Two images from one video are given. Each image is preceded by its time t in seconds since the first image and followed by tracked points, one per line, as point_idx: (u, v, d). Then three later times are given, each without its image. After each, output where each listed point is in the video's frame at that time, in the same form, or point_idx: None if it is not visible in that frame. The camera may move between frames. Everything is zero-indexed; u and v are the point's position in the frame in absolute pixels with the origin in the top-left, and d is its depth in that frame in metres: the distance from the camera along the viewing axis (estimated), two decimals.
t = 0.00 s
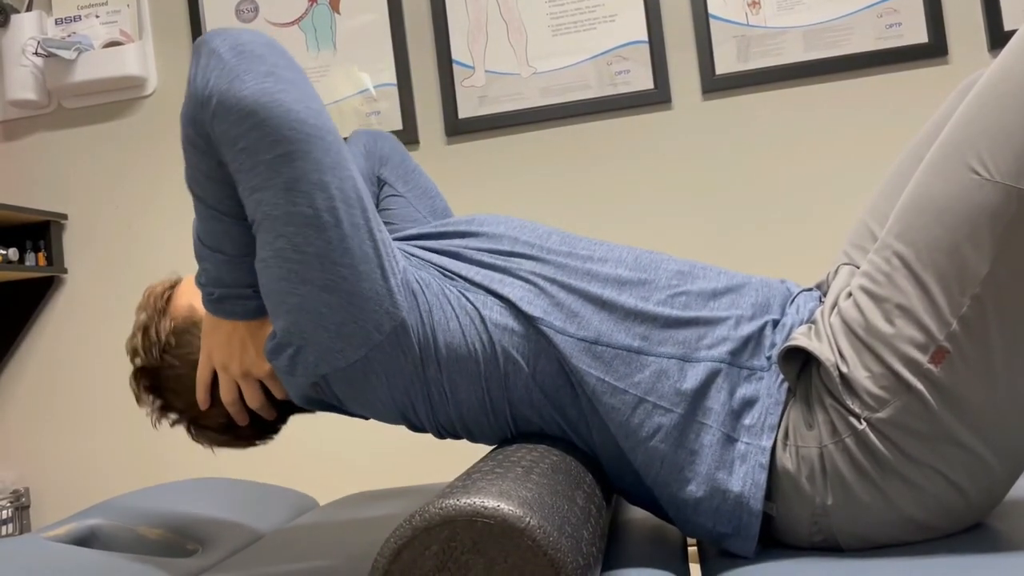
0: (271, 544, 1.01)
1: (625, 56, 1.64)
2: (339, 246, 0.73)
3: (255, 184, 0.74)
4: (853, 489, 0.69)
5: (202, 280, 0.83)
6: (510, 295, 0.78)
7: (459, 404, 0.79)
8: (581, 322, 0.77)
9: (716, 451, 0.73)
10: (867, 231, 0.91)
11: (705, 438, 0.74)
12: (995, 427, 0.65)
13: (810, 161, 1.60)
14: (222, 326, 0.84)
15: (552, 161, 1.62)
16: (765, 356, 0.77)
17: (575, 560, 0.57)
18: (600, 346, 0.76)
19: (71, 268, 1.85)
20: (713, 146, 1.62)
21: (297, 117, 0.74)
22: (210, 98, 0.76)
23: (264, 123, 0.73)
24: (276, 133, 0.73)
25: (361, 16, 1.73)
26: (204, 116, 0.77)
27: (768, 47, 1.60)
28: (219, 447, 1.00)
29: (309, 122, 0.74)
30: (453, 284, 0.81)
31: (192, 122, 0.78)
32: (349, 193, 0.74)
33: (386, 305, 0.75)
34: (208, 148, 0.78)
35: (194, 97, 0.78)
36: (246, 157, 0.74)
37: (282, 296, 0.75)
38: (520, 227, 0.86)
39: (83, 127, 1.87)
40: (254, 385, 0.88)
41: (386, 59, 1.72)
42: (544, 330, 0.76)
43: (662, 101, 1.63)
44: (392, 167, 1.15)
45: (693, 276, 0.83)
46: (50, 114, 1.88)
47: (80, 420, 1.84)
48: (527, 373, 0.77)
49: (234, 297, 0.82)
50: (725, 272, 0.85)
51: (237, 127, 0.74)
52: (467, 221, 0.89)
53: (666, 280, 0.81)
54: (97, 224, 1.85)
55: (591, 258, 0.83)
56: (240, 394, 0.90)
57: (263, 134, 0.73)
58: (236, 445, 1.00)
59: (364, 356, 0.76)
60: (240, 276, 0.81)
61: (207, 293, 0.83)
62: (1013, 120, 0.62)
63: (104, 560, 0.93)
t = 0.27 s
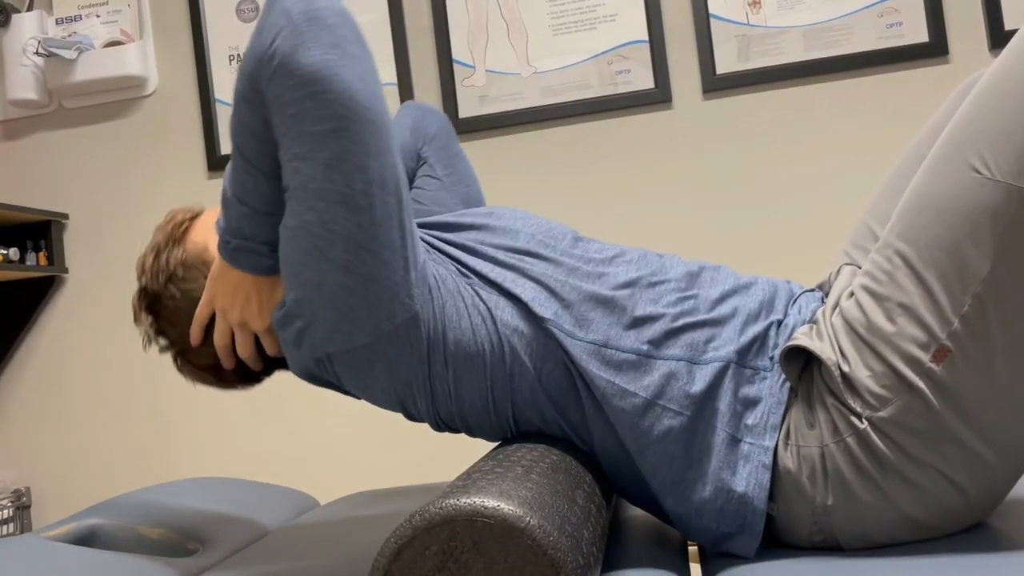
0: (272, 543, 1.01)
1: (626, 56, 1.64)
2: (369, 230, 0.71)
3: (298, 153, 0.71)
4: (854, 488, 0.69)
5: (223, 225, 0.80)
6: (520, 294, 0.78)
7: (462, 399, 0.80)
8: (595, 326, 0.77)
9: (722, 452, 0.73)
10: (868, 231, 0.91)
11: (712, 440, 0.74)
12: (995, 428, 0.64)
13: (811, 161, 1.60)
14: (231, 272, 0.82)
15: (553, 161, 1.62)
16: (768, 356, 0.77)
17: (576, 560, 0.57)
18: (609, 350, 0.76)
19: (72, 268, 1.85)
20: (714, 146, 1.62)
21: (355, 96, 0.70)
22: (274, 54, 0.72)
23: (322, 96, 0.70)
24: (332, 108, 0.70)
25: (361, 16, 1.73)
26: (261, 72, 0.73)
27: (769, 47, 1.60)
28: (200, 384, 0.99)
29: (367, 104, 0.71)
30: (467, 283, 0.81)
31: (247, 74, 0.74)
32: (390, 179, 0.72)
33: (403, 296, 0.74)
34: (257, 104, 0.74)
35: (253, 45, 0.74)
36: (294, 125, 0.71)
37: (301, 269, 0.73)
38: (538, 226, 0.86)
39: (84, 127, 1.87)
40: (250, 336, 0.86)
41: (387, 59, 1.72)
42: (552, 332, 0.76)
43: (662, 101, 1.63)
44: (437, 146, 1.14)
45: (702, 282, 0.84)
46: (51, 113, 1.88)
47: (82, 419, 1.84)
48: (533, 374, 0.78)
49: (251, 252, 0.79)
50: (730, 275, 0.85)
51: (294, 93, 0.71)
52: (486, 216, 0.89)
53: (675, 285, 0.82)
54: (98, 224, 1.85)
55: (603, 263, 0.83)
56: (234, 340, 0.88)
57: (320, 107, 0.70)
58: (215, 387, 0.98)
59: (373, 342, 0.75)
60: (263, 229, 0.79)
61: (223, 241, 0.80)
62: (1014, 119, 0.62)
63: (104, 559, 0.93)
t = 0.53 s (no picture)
0: (272, 543, 1.01)
1: (627, 55, 1.64)
2: (409, 223, 0.69)
3: (357, 130, 0.68)
4: (855, 488, 0.68)
5: (259, 164, 0.78)
6: (533, 293, 0.78)
7: (467, 395, 0.80)
8: (611, 328, 0.77)
9: (730, 456, 0.73)
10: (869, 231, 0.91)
11: (719, 444, 0.74)
12: (996, 428, 0.64)
13: (812, 160, 1.59)
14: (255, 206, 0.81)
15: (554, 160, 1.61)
16: (772, 357, 0.77)
17: (575, 559, 0.57)
18: (619, 355, 0.75)
19: (73, 267, 1.85)
20: (715, 145, 1.62)
21: (429, 91, 0.67)
22: (361, 24, 0.68)
23: (396, 84, 0.67)
24: (404, 99, 0.67)
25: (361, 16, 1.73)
26: (337, 38, 0.69)
27: (769, 46, 1.60)
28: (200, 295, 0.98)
29: (438, 102, 0.68)
30: (485, 283, 0.81)
31: (324, 34, 0.70)
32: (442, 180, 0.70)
33: (425, 291, 0.73)
34: (325, 68, 0.70)
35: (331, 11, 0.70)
36: (359, 103, 0.68)
37: (324, 246, 0.71)
38: (561, 227, 0.86)
39: (84, 126, 1.87)
40: (256, 270, 0.85)
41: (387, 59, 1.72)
42: (563, 336, 0.75)
43: (663, 100, 1.63)
44: (497, 134, 1.16)
45: (712, 286, 0.84)
46: (51, 113, 1.88)
47: (83, 418, 1.84)
48: (540, 375, 0.78)
49: (280, 197, 0.77)
50: (738, 276, 0.85)
51: (370, 72, 0.68)
52: (512, 210, 0.88)
53: (684, 288, 0.82)
54: (99, 223, 1.85)
55: (622, 268, 0.83)
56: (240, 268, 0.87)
57: (392, 94, 0.67)
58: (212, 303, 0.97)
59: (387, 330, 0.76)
60: (294, 180, 0.76)
61: (254, 180, 0.78)
62: (1016, 117, 0.62)
63: (105, 559, 0.93)
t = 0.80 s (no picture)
0: (273, 543, 1.01)
1: (627, 55, 1.64)
2: (444, 227, 0.70)
3: (416, 121, 0.68)
4: (856, 489, 0.68)
5: (305, 119, 0.77)
6: (555, 302, 0.77)
7: (472, 394, 0.79)
8: (625, 333, 0.76)
9: (736, 458, 0.73)
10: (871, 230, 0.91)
11: (726, 447, 0.73)
12: (998, 428, 0.64)
13: (813, 160, 1.59)
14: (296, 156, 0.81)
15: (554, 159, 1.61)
16: (775, 358, 0.76)
17: (576, 559, 0.57)
18: (628, 361, 0.75)
19: (73, 267, 1.85)
20: (716, 145, 1.62)
21: (494, 98, 0.68)
22: (445, 16, 0.68)
23: (465, 85, 0.68)
24: (468, 102, 0.68)
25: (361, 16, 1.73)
26: (417, 27, 0.69)
27: (770, 46, 1.59)
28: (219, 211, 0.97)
29: (502, 112, 0.69)
30: (504, 285, 0.79)
31: (403, 19, 0.71)
32: (487, 188, 0.70)
33: (444, 291, 0.73)
34: (398, 51, 0.71)
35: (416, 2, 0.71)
36: (424, 96, 0.68)
37: (353, 229, 0.70)
38: (586, 226, 0.84)
39: (85, 126, 1.87)
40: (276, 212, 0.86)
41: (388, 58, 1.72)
42: (575, 342, 0.75)
43: (664, 100, 1.63)
44: (553, 131, 1.16)
45: (720, 287, 0.83)
46: (52, 113, 1.88)
47: (84, 418, 1.85)
48: (549, 377, 0.77)
49: (318, 155, 0.77)
50: (743, 277, 0.85)
51: (441, 68, 0.68)
52: (538, 206, 0.86)
53: (694, 290, 0.80)
54: (100, 223, 1.85)
55: (641, 273, 0.81)
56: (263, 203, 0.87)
57: (460, 94, 0.68)
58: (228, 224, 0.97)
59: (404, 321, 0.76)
60: (338, 142, 0.76)
61: (298, 133, 0.78)
62: (1017, 117, 0.62)
63: (106, 559, 0.93)
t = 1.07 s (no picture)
0: (273, 543, 1.01)
1: (627, 55, 1.64)
2: (470, 239, 0.71)
3: (462, 128, 0.70)
4: (857, 490, 0.68)
5: (355, 87, 0.80)
6: (573, 313, 0.75)
7: (476, 395, 0.79)
8: (636, 337, 0.75)
9: (738, 461, 0.73)
10: (872, 231, 0.91)
11: (729, 450, 0.73)
12: (998, 429, 0.64)
13: (814, 160, 1.59)
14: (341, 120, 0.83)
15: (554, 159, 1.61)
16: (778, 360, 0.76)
17: (576, 560, 0.57)
18: (639, 368, 0.74)
19: (74, 267, 1.86)
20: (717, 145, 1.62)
21: (542, 122, 0.70)
22: (512, 32, 0.71)
23: (517, 105, 0.70)
24: (515, 121, 0.70)
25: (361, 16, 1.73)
26: (483, 37, 0.72)
27: (770, 45, 1.59)
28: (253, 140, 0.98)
29: (547, 137, 0.71)
30: (518, 292, 0.77)
31: (472, 25, 0.74)
32: (520, 206, 0.72)
33: (459, 295, 0.74)
34: (461, 56, 0.74)
35: (488, 15, 0.74)
36: (476, 107, 0.70)
37: (377, 222, 0.71)
38: (608, 233, 0.83)
39: (85, 126, 1.87)
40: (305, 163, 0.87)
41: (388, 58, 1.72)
42: (589, 348, 0.74)
43: (664, 100, 1.63)
44: (603, 147, 1.17)
45: (725, 289, 0.82)
46: (52, 113, 1.88)
47: (84, 417, 1.85)
48: (555, 382, 0.76)
49: (358, 126, 0.79)
50: (747, 278, 0.84)
51: (497, 83, 0.70)
52: (559, 210, 0.84)
53: (702, 294, 0.80)
54: (101, 223, 1.85)
55: (655, 280, 0.80)
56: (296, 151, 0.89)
57: (509, 112, 0.70)
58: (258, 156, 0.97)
59: (413, 320, 0.76)
60: (382, 122, 0.79)
61: (344, 100, 0.80)
62: (1017, 117, 0.61)
63: (105, 559, 0.93)
